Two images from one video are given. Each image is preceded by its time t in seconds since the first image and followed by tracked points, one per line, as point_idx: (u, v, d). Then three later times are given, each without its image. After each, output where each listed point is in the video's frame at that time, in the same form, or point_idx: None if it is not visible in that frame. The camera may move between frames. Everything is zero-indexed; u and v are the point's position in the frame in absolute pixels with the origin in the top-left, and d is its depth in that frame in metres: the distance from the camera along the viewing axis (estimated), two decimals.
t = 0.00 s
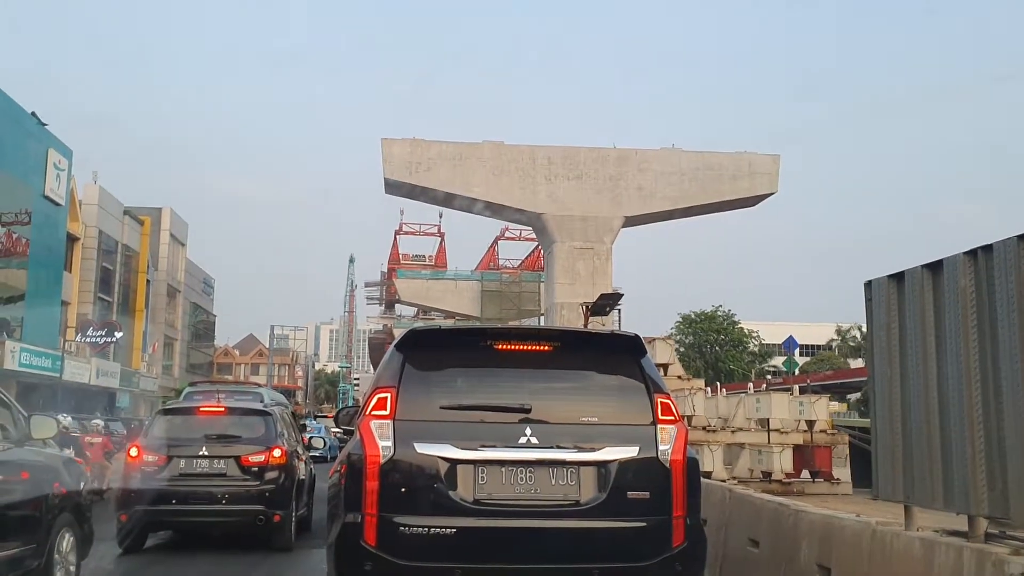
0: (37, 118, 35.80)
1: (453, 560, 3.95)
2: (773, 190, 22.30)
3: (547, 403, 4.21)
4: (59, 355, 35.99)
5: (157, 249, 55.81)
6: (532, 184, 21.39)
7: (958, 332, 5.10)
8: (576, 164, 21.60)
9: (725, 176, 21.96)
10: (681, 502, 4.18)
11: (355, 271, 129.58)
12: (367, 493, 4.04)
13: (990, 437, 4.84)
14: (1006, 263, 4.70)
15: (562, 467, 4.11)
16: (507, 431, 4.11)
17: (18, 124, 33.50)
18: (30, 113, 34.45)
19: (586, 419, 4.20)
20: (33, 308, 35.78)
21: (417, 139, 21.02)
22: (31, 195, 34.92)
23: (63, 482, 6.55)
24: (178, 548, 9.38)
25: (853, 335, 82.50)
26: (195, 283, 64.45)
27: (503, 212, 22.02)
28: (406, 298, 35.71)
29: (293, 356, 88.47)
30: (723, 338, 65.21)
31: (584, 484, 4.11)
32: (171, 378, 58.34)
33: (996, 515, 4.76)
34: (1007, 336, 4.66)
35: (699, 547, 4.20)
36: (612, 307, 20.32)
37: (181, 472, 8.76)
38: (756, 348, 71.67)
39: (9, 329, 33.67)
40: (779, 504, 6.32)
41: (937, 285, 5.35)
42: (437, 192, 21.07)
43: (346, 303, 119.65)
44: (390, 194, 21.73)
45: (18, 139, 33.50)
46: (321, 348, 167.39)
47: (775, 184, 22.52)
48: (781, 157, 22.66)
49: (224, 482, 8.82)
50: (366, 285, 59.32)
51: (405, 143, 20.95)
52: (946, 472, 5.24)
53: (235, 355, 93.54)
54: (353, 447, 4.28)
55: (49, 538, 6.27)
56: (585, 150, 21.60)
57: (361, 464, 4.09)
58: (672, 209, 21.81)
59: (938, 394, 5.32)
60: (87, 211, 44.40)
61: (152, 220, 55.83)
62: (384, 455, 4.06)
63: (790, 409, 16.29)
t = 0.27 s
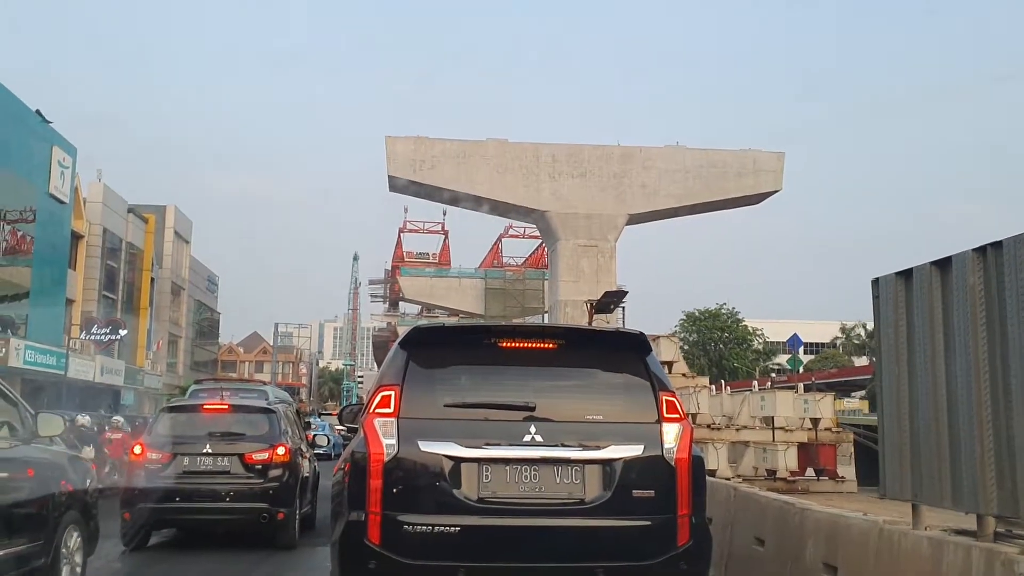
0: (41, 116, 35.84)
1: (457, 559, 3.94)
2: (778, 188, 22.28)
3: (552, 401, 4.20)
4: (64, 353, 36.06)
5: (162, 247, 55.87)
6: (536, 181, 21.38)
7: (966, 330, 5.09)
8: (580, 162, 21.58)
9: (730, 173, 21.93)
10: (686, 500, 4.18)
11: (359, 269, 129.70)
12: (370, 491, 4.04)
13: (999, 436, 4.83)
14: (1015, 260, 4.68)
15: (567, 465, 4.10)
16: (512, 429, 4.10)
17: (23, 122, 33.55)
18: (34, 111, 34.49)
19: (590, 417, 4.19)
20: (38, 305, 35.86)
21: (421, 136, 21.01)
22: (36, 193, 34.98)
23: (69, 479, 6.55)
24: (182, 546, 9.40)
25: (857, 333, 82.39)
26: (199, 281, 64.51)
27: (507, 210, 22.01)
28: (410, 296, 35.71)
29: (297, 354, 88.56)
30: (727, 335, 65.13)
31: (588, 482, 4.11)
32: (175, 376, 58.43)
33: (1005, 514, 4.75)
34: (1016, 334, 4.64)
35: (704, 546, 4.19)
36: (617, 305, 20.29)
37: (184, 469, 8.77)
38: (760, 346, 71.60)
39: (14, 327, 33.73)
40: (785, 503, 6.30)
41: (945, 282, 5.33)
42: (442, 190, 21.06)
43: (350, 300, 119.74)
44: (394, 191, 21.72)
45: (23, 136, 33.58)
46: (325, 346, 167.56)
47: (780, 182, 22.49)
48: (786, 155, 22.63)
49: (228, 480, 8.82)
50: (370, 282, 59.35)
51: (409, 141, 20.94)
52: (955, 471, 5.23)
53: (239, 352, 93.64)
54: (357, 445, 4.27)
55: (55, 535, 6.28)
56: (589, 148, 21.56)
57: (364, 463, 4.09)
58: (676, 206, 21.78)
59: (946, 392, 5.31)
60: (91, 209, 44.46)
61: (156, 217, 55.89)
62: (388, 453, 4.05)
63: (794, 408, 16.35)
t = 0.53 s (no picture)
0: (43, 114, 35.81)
1: (460, 559, 3.93)
2: (780, 186, 22.26)
3: (554, 399, 4.19)
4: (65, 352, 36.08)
5: (163, 245, 55.89)
6: (538, 180, 21.37)
7: (974, 327, 5.06)
8: (582, 161, 21.55)
9: (732, 171, 21.93)
10: (690, 500, 4.16)
11: (361, 268, 129.74)
12: (372, 491, 4.03)
13: (1008, 435, 4.81)
14: None
15: (570, 464, 4.09)
16: (515, 427, 4.09)
17: (24, 121, 33.55)
18: (36, 109, 34.49)
19: (594, 416, 4.18)
20: (40, 304, 35.93)
21: (422, 135, 21.00)
22: (37, 192, 34.98)
23: (72, 478, 6.55)
24: (183, 545, 9.40)
25: (860, 331, 82.28)
26: (201, 280, 64.56)
27: (508, 208, 21.99)
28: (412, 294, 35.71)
29: (299, 352, 88.59)
30: (729, 334, 65.10)
31: (592, 481, 4.10)
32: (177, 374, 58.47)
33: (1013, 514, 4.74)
34: None
35: (708, 546, 4.19)
36: (619, 304, 20.28)
37: (186, 468, 8.77)
38: (762, 344, 71.53)
39: (16, 325, 33.79)
40: (790, 502, 6.28)
41: (952, 279, 5.31)
42: (444, 188, 21.06)
43: (352, 299, 119.78)
44: (396, 190, 21.70)
45: (25, 136, 33.64)
46: (327, 345, 167.55)
47: (782, 180, 22.47)
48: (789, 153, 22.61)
49: (229, 479, 8.82)
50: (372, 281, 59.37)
51: (411, 139, 20.93)
52: (962, 471, 5.21)
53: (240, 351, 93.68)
54: (359, 445, 4.26)
55: (58, 534, 6.28)
56: (591, 146, 21.54)
57: (366, 461, 4.08)
58: (678, 205, 21.76)
59: (953, 389, 5.28)
60: (93, 208, 44.47)
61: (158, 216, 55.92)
62: (389, 452, 4.05)
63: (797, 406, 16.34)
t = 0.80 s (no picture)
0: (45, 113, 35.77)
1: (463, 559, 3.92)
2: (782, 185, 22.25)
3: (558, 398, 4.18)
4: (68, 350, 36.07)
5: (166, 244, 55.90)
6: (540, 179, 21.35)
7: (983, 326, 5.03)
8: (585, 159, 21.54)
9: (735, 170, 21.92)
10: (694, 500, 4.15)
11: (363, 267, 129.77)
12: (374, 490, 4.01)
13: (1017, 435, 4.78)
14: None
15: (573, 464, 4.08)
16: (518, 426, 4.08)
17: (26, 119, 33.51)
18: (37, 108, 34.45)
19: (597, 415, 4.17)
20: (43, 302, 35.99)
21: (425, 134, 20.98)
22: (39, 191, 34.95)
23: (74, 477, 6.55)
24: (185, 544, 9.39)
25: (863, 330, 82.18)
26: (203, 279, 64.60)
27: (510, 207, 21.96)
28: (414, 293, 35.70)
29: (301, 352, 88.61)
30: (731, 333, 65.06)
31: (595, 480, 4.09)
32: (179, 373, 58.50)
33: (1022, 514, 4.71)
34: None
35: (713, 546, 4.17)
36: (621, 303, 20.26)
37: (187, 467, 8.76)
38: (765, 343, 71.47)
39: (19, 324, 33.83)
40: (794, 501, 6.26)
41: (960, 277, 5.28)
42: (446, 187, 21.05)
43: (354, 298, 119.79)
44: (398, 188, 21.68)
45: (28, 135, 33.71)
46: (329, 344, 167.61)
47: (785, 179, 22.45)
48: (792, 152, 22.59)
49: (231, 477, 8.82)
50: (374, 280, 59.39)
51: (413, 138, 20.91)
52: (970, 471, 5.18)
53: (242, 350, 93.70)
54: (361, 443, 4.25)
55: (60, 533, 6.27)
56: (594, 145, 21.52)
57: (368, 461, 4.08)
58: (681, 204, 21.75)
59: (962, 388, 5.25)
60: (95, 207, 44.47)
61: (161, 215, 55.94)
62: (392, 451, 4.04)
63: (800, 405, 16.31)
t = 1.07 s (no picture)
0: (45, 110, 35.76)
1: (464, 558, 3.91)
2: (784, 184, 22.24)
3: (561, 397, 4.17)
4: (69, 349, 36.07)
5: (167, 242, 55.91)
6: (542, 177, 21.34)
7: (992, 323, 4.97)
8: (586, 158, 21.53)
9: (736, 168, 21.92)
10: (699, 499, 4.14)
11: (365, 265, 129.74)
12: (374, 489, 4.00)
13: None
14: None
15: (576, 463, 4.07)
16: (521, 425, 4.07)
17: (27, 117, 33.50)
18: (38, 106, 34.44)
19: (600, 414, 4.16)
20: (44, 301, 35.99)
21: (426, 132, 20.97)
22: (40, 188, 34.95)
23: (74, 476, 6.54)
24: (185, 543, 9.39)
25: (864, 328, 82.04)
26: (205, 277, 64.62)
27: (512, 206, 21.95)
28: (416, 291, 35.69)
29: (303, 350, 88.62)
30: (733, 332, 65.03)
31: (599, 480, 4.07)
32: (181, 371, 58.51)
33: None
34: None
35: (717, 545, 4.16)
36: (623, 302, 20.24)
37: (187, 465, 8.76)
38: (766, 342, 71.39)
39: (20, 322, 33.82)
40: (799, 500, 6.24)
41: (969, 274, 5.23)
42: (448, 185, 21.03)
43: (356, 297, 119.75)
44: (400, 187, 21.66)
45: (30, 133, 33.72)
46: (331, 343, 167.65)
47: (786, 178, 22.44)
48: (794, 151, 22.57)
49: (231, 476, 8.82)
50: (375, 279, 59.37)
51: (414, 136, 20.89)
52: (979, 469, 5.13)
53: (243, 348, 93.64)
54: (361, 442, 4.24)
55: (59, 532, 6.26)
56: (595, 144, 21.50)
57: (368, 459, 4.06)
58: (683, 202, 21.73)
59: (970, 385, 5.20)
60: (96, 205, 44.46)
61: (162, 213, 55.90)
62: (393, 450, 4.02)
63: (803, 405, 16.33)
